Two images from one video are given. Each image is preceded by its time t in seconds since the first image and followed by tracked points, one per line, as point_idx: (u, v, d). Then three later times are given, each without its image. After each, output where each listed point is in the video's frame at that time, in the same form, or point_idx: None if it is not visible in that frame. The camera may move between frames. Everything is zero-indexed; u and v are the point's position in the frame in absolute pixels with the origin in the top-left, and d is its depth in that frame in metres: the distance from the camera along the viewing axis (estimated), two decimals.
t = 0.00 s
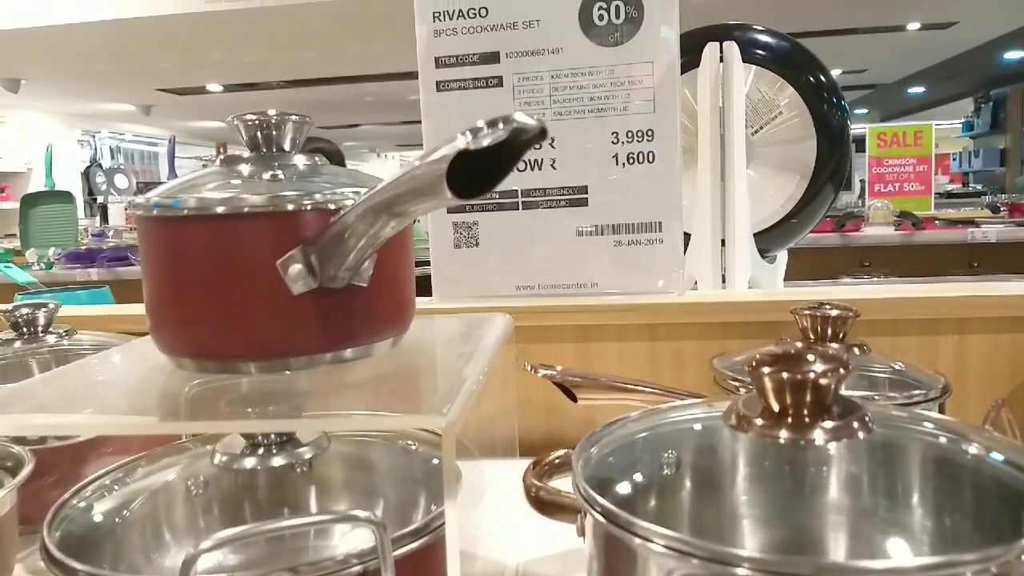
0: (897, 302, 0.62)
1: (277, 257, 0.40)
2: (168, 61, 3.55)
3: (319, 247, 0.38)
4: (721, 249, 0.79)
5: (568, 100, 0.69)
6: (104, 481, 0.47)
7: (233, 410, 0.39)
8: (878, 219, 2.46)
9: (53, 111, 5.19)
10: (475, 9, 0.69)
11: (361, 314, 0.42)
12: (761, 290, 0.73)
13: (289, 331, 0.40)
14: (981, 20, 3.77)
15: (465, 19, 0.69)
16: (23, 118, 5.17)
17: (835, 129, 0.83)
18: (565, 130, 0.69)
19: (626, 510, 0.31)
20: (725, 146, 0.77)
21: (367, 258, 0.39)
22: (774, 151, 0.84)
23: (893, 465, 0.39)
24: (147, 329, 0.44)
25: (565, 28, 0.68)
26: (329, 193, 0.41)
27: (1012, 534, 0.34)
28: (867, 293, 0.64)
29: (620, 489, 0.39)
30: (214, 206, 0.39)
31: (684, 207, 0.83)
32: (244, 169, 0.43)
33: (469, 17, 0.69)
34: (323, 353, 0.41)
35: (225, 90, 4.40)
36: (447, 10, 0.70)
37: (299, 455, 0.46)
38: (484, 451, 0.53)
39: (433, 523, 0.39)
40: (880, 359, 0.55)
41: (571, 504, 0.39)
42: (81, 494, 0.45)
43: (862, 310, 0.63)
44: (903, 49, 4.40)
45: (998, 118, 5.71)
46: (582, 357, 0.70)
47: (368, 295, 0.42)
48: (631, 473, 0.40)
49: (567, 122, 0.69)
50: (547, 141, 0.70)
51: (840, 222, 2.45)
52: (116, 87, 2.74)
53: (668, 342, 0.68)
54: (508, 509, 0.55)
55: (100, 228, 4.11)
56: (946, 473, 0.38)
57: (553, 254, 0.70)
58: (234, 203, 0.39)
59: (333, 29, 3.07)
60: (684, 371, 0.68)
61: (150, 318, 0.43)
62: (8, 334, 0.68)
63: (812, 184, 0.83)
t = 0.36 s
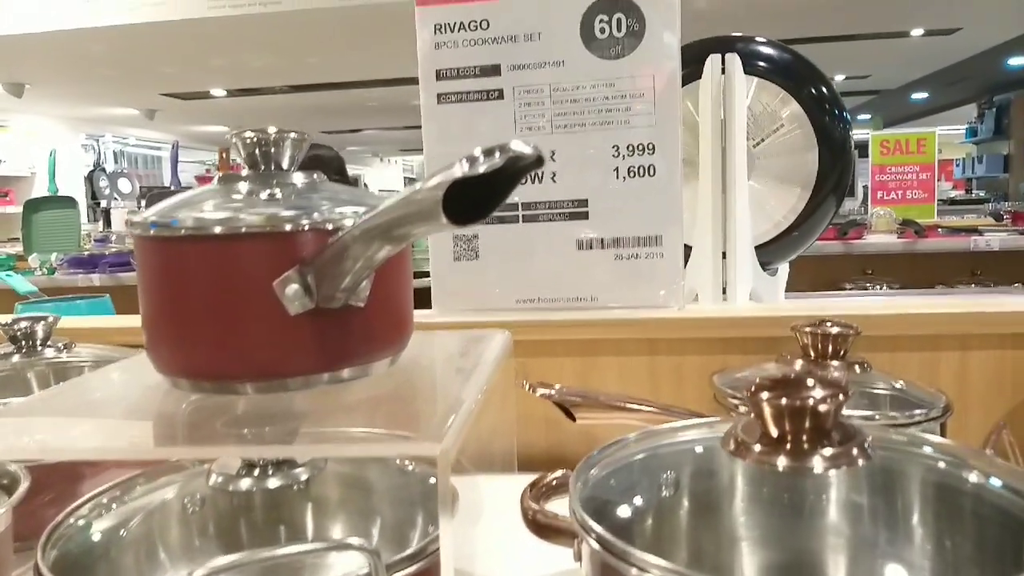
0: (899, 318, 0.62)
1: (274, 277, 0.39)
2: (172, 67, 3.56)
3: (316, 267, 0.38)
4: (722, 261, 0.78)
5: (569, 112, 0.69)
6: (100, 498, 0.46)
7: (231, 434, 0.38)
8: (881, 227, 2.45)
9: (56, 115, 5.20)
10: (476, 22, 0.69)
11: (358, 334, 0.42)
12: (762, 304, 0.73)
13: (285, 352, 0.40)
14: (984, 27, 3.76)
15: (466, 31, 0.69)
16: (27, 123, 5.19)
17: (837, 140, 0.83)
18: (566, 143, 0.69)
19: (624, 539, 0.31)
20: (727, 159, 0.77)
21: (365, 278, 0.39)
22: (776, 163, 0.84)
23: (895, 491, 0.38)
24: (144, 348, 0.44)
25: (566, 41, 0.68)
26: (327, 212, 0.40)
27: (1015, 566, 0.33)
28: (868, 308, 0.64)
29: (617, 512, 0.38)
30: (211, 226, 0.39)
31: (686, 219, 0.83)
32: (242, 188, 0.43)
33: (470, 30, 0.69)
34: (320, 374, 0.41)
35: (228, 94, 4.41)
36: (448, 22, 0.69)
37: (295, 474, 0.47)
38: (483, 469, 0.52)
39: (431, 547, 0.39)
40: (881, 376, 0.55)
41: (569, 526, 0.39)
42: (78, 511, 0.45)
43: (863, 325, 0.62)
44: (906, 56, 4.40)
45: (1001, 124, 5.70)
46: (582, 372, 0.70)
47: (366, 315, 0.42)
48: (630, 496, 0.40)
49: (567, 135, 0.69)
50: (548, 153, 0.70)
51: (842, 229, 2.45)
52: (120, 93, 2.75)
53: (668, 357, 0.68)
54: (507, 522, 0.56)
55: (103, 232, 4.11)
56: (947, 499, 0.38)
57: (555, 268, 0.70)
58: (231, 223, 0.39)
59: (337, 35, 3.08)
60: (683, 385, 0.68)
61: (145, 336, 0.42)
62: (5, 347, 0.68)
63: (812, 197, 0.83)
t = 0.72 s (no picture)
0: (897, 340, 0.62)
1: (265, 310, 0.39)
2: (170, 80, 3.57)
3: (308, 300, 0.38)
4: (718, 281, 0.78)
5: (564, 133, 0.68)
6: (92, 529, 0.45)
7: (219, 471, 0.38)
8: (878, 238, 2.45)
9: (55, 128, 5.21)
10: (471, 44, 0.69)
11: (350, 366, 0.41)
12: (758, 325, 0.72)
13: (277, 384, 0.39)
14: (980, 37, 3.78)
15: (461, 53, 0.69)
16: (26, 136, 5.20)
17: (832, 158, 0.83)
18: (560, 164, 0.69)
19: None
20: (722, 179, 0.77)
21: (357, 310, 0.39)
22: (771, 182, 0.84)
23: (894, 526, 0.38)
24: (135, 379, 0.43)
25: (561, 63, 0.68)
26: (319, 244, 0.40)
27: None
28: (866, 330, 0.64)
29: (612, 546, 0.38)
30: (202, 258, 0.39)
31: (681, 238, 0.82)
32: (234, 219, 0.43)
33: (466, 52, 0.69)
34: (312, 406, 0.40)
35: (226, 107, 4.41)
36: (443, 44, 0.69)
37: (287, 507, 0.46)
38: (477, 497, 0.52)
39: None
40: (878, 400, 0.54)
41: (562, 561, 0.38)
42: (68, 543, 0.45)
43: (860, 347, 0.62)
44: (902, 66, 4.42)
45: (998, 133, 5.72)
46: (578, 394, 0.69)
47: (358, 346, 0.41)
48: (625, 529, 0.39)
49: (562, 156, 0.69)
50: (543, 175, 0.69)
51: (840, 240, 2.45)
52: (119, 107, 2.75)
53: (664, 379, 0.68)
54: (503, 546, 0.52)
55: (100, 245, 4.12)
56: (944, 531, 0.37)
57: (551, 290, 0.70)
58: (222, 255, 0.38)
59: (336, 49, 3.09)
60: (679, 407, 0.68)
61: (137, 367, 0.42)
62: None
63: (808, 215, 0.83)
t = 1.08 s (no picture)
0: (889, 364, 0.62)
1: (252, 343, 0.38)
2: (168, 88, 3.56)
3: (295, 333, 0.37)
4: (713, 300, 0.78)
5: (559, 153, 0.68)
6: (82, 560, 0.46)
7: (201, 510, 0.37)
8: (875, 249, 2.44)
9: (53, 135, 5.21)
10: (464, 64, 0.68)
11: (338, 399, 0.41)
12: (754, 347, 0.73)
13: (263, 418, 0.39)
14: (977, 46, 3.78)
15: (454, 73, 0.68)
16: (24, 143, 5.19)
17: (827, 175, 0.83)
18: (554, 184, 0.68)
19: None
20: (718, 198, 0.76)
21: (345, 344, 0.38)
22: (766, 202, 0.84)
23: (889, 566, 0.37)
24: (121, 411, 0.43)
25: (554, 83, 0.67)
26: (307, 276, 0.39)
27: None
28: (860, 354, 0.64)
29: None
30: (189, 291, 0.38)
31: (677, 256, 0.82)
32: (222, 249, 0.42)
33: (459, 72, 0.68)
34: (299, 440, 0.40)
35: (224, 115, 4.42)
36: (437, 64, 0.69)
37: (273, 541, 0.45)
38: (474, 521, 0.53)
39: None
40: (875, 427, 0.54)
41: None
42: None
43: (854, 370, 0.63)
44: (900, 74, 4.42)
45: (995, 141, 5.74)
46: (573, 417, 0.69)
47: (346, 378, 0.41)
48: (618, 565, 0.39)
49: (556, 176, 0.68)
50: (536, 195, 0.69)
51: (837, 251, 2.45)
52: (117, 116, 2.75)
53: (659, 402, 0.67)
54: None
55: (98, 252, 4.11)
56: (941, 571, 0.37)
57: (545, 311, 0.69)
58: (209, 288, 0.38)
59: (334, 59, 3.10)
60: (675, 431, 0.68)
61: (122, 399, 0.41)
62: None
63: (803, 234, 0.83)
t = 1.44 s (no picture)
0: (882, 380, 0.62)
1: (240, 364, 0.38)
2: (162, 93, 3.56)
3: (283, 353, 0.37)
4: (707, 313, 0.77)
5: (551, 166, 0.67)
6: None
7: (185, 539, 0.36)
8: (869, 258, 2.44)
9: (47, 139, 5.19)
10: (458, 76, 0.67)
11: (326, 419, 0.40)
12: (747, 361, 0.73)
13: (250, 439, 0.38)
14: (971, 55, 3.80)
15: (448, 85, 0.68)
16: (19, 147, 5.18)
17: (821, 188, 0.83)
18: (547, 197, 0.67)
19: None
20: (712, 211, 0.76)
21: (333, 365, 0.38)
22: (763, 215, 0.83)
23: None
24: (107, 430, 0.42)
25: (548, 96, 0.66)
26: (296, 296, 0.39)
27: None
28: (853, 369, 0.64)
29: None
30: (176, 310, 0.37)
31: (671, 269, 0.82)
32: (210, 266, 0.42)
33: (453, 84, 0.68)
34: (286, 461, 0.39)
35: (220, 120, 4.41)
36: (430, 76, 0.68)
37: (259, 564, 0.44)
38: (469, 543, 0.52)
39: None
40: (868, 444, 0.54)
41: None
42: None
43: (848, 388, 0.63)
44: (894, 82, 4.44)
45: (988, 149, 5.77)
46: (565, 430, 0.69)
47: (335, 398, 0.41)
48: None
49: (550, 190, 0.67)
50: (529, 208, 0.68)
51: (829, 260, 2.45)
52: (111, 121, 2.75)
53: (652, 416, 0.67)
54: None
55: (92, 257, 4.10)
56: None
57: (539, 325, 0.68)
58: (197, 308, 0.37)
59: (330, 65, 3.10)
60: (667, 446, 0.68)
61: (108, 418, 0.41)
62: None
63: (797, 248, 0.83)
